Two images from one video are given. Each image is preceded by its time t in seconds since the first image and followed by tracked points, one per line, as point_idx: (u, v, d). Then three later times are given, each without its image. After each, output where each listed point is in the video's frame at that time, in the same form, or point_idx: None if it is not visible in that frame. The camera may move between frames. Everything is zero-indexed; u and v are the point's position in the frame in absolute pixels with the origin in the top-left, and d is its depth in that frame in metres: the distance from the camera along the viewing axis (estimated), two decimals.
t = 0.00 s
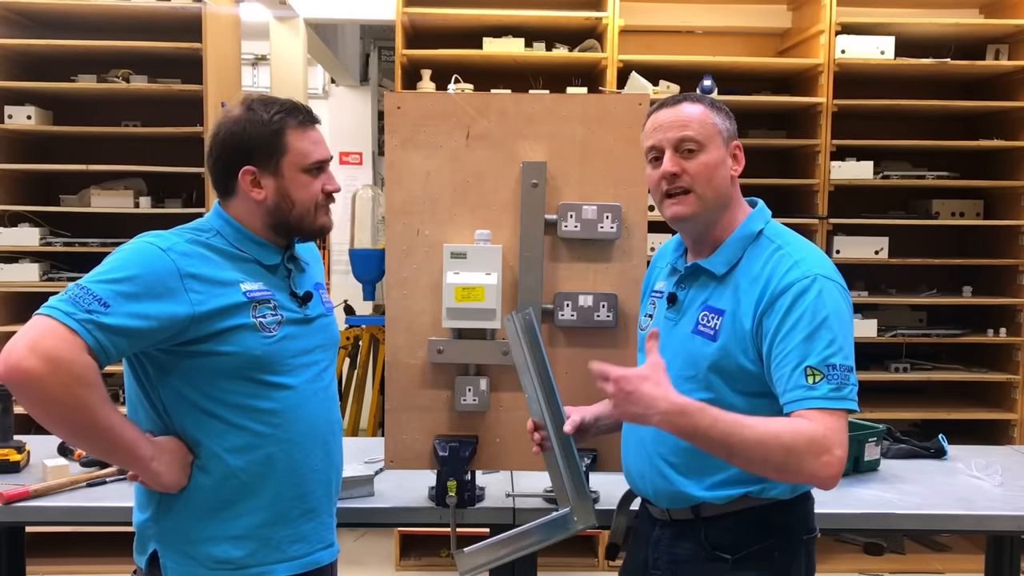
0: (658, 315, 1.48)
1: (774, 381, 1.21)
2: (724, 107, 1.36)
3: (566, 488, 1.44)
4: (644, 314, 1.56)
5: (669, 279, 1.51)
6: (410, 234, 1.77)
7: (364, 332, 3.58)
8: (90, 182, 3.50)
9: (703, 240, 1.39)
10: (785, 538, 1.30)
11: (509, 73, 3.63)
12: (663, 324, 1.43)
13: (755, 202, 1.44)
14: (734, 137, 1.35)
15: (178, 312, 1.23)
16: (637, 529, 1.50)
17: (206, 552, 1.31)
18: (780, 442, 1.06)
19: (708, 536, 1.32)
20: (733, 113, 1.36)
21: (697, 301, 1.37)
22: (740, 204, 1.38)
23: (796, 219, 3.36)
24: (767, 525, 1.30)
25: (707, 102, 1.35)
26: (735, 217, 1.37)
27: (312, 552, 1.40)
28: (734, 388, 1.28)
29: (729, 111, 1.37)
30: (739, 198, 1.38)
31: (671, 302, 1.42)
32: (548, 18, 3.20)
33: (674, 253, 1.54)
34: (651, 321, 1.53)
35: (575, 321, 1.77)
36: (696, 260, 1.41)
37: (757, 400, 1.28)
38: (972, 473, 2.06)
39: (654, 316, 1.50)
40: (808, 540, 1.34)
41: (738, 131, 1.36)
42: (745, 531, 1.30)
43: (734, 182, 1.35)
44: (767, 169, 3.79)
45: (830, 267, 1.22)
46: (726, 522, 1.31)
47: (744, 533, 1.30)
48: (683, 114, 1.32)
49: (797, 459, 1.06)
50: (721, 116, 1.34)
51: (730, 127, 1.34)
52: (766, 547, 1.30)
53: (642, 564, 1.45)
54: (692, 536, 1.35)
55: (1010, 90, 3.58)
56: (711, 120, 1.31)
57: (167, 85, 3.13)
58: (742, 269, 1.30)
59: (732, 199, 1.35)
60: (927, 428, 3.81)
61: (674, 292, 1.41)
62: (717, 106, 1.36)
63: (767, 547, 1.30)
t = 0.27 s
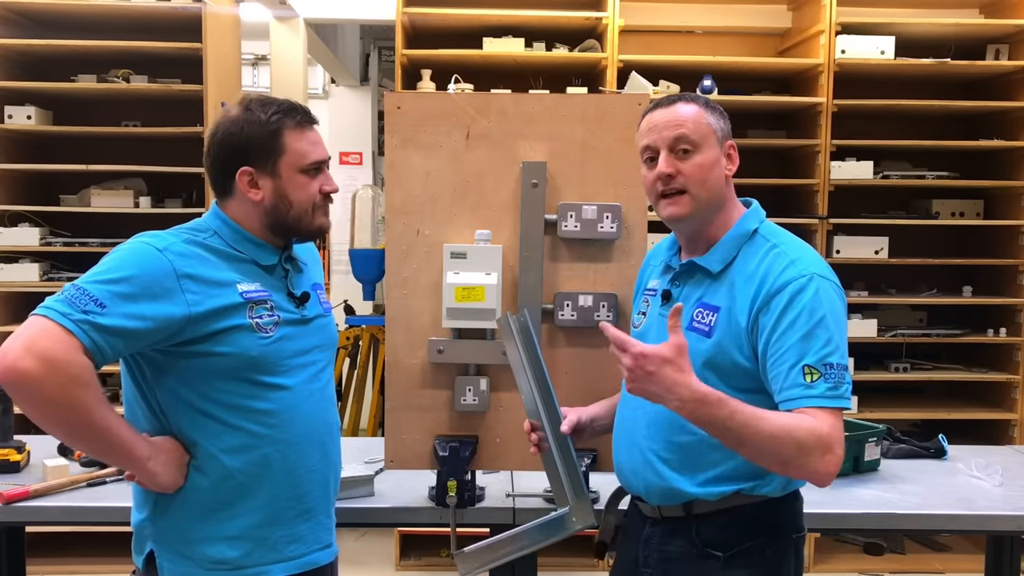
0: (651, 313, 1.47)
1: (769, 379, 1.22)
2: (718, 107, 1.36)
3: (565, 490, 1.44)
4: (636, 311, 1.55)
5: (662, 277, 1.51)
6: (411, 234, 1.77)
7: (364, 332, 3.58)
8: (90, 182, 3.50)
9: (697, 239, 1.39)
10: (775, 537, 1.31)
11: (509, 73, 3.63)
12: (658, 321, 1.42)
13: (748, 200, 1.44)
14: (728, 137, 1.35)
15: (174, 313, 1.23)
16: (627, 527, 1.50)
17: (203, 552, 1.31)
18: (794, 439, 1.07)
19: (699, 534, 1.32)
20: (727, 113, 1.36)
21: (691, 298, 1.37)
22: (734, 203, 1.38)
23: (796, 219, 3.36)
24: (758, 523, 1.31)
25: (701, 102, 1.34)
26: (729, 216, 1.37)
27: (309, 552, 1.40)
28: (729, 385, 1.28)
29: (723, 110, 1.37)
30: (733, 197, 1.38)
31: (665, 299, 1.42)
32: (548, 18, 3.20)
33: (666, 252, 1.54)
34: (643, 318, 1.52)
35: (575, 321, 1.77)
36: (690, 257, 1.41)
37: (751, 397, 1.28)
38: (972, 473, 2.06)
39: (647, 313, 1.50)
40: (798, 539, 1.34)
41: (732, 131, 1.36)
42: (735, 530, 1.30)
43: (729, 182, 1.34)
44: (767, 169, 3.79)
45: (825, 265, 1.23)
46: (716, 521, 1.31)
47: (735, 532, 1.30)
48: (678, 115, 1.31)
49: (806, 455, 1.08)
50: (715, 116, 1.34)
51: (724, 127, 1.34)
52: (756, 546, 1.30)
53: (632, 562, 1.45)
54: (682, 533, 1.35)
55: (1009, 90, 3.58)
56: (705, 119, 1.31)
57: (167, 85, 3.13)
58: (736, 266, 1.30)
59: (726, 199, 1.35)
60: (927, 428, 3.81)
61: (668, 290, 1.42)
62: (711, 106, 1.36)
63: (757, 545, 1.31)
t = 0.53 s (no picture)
0: (644, 317, 1.47)
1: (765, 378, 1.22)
2: (702, 108, 1.36)
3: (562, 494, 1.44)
4: (629, 315, 1.54)
5: (653, 280, 1.50)
6: (410, 234, 1.77)
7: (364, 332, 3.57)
8: (90, 182, 3.50)
9: (686, 241, 1.39)
10: (784, 528, 1.32)
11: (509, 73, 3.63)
12: (651, 325, 1.42)
13: (733, 199, 1.44)
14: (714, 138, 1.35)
15: (163, 313, 1.23)
16: (638, 528, 1.49)
17: (194, 551, 1.31)
18: (800, 444, 1.07)
19: (712, 529, 1.32)
20: (710, 114, 1.36)
21: (683, 301, 1.37)
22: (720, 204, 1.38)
23: (796, 220, 3.36)
24: (768, 518, 1.31)
25: (686, 104, 1.34)
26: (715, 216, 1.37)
27: (302, 551, 1.39)
28: (725, 385, 1.28)
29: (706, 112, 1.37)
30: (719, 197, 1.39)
31: (657, 303, 1.42)
32: (548, 18, 3.20)
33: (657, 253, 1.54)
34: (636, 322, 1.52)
35: (575, 321, 1.77)
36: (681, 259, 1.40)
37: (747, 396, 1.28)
38: (972, 473, 2.06)
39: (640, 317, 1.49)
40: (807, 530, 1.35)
41: (717, 132, 1.36)
42: (746, 524, 1.31)
43: (714, 185, 1.34)
44: (767, 169, 3.78)
45: (814, 262, 1.22)
46: (728, 517, 1.31)
47: (747, 524, 1.31)
48: (663, 118, 1.31)
49: (811, 456, 1.08)
50: (700, 119, 1.34)
51: (709, 128, 1.34)
52: (767, 538, 1.31)
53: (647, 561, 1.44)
54: (694, 529, 1.34)
55: (1009, 90, 3.58)
56: (690, 123, 1.31)
57: (167, 85, 3.13)
58: (728, 267, 1.30)
59: (712, 201, 1.35)
60: (927, 428, 3.81)
61: (659, 294, 1.41)
62: (695, 107, 1.35)
63: (768, 538, 1.31)
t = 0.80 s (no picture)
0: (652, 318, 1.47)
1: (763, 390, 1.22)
2: (706, 119, 1.28)
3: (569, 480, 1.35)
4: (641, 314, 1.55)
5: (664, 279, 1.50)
6: (410, 234, 1.77)
7: (364, 332, 3.57)
8: (91, 182, 3.50)
9: (686, 245, 1.38)
10: (778, 538, 1.31)
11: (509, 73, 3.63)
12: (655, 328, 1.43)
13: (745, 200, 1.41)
14: (710, 152, 1.28)
15: (154, 313, 1.23)
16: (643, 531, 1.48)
17: (179, 549, 1.31)
18: (791, 492, 1.11)
19: (706, 536, 1.32)
20: (714, 125, 1.29)
21: (684, 307, 1.36)
22: (718, 216, 1.34)
23: (796, 220, 3.36)
24: (762, 527, 1.30)
25: (684, 113, 1.29)
26: (710, 228, 1.34)
27: (286, 552, 1.39)
28: (721, 394, 1.28)
29: (712, 122, 1.29)
30: (719, 211, 1.34)
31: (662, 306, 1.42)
32: (548, 18, 3.20)
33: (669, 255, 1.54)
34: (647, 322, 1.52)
35: (575, 321, 1.78)
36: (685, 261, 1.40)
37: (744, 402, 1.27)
38: (972, 473, 2.06)
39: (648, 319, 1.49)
40: (807, 543, 1.33)
41: (719, 145, 1.29)
42: (740, 533, 1.30)
43: (705, 198, 1.30)
44: (767, 169, 3.78)
45: (811, 275, 1.19)
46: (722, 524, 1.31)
47: (742, 533, 1.30)
48: (646, 129, 1.30)
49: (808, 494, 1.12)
50: (697, 130, 1.28)
51: (703, 143, 1.28)
52: (761, 548, 1.30)
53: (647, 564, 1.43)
54: (689, 535, 1.34)
55: (1009, 90, 3.58)
56: (676, 136, 1.27)
57: (167, 85, 3.13)
58: (726, 275, 1.29)
59: (705, 213, 1.32)
60: (927, 428, 3.81)
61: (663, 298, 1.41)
62: (698, 117, 1.29)
63: (761, 548, 1.30)
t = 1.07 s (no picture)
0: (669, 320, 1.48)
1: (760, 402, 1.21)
2: (716, 119, 1.27)
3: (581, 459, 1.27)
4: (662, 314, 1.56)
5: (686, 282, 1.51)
6: (410, 234, 1.77)
7: (364, 332, 3.56)
8: (91, 182, 3.50)
9: (699, 244, 1.38)
10: (773, 548, 1.29)
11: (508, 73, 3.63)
12: (668, 331, 1.44)
13: (766, 202, 1.40)
14: (719, 153, 1.27)
15: (148, 313, 1.23)
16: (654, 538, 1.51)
17: (168, 545, 1.31)
18: (767, 511, 1.10)
19: (701, 542, 1.34)
20: (725, 125, 1.27)
21: (693, 312, 1.37)
22: (733, 217, 1.33)
23: (795, 220, 3.36)
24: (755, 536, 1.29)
25: (692, 114, 1.28)
26: (723, 228, 1.33)
27: (274, 551, 1.39)
28: (721, 404, 1.28)
29: (722, 121, 1.28)
30: (733, 211, 1.33)
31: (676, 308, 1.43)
32: (548, 18, 3.20)
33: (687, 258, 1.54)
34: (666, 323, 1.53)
35: (575, 321, 1.78)
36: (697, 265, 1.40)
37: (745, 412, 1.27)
38: (972, 473, 2.06)
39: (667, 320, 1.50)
40: (808, 557, 1.29)
41: (729, 145, 1.27)
42: (733, 541, 1.30)
43: (714, 199, 1.30)
44: (767, 169, 3.79)
45: (815, 290, 1.17)
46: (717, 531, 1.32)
47: (734, 540, 1.30)
48: (655, 130, 1.30)
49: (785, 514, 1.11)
50: (705, 130, 1.27)
51: (712, 143, 1.27)
52: (755, 557, 1.29)
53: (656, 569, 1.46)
54: (687, 541, 1.37)
55: (1009, 90, 3.58)
56: (682, 138, 1.27)
57: (167, 85, 3.13)
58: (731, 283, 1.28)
59: (715, 214, 1.32)
60: (927, 428, 3.81)
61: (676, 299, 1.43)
62: (706, 117, 1.28)
63: (755, 557, 1.29)
